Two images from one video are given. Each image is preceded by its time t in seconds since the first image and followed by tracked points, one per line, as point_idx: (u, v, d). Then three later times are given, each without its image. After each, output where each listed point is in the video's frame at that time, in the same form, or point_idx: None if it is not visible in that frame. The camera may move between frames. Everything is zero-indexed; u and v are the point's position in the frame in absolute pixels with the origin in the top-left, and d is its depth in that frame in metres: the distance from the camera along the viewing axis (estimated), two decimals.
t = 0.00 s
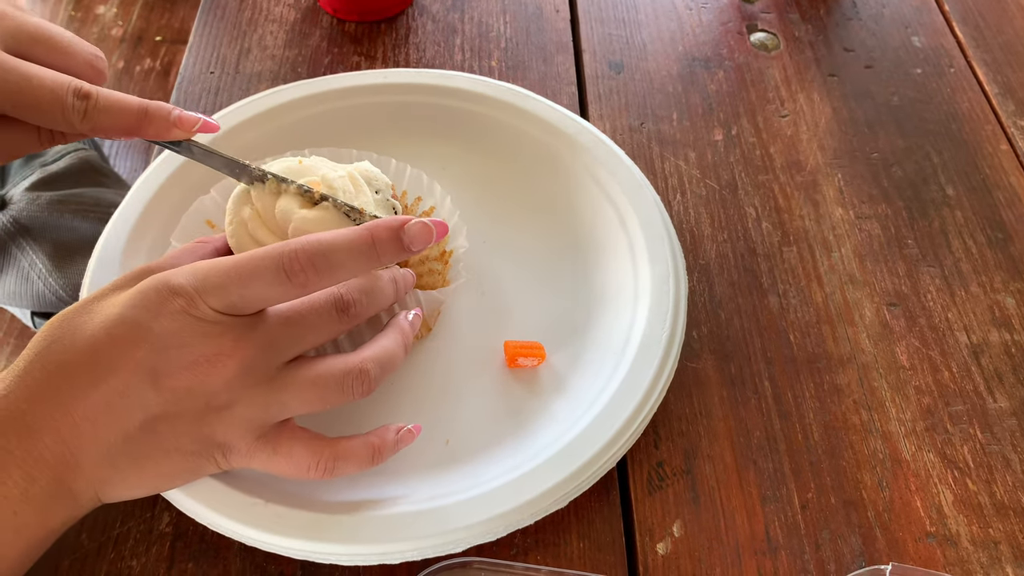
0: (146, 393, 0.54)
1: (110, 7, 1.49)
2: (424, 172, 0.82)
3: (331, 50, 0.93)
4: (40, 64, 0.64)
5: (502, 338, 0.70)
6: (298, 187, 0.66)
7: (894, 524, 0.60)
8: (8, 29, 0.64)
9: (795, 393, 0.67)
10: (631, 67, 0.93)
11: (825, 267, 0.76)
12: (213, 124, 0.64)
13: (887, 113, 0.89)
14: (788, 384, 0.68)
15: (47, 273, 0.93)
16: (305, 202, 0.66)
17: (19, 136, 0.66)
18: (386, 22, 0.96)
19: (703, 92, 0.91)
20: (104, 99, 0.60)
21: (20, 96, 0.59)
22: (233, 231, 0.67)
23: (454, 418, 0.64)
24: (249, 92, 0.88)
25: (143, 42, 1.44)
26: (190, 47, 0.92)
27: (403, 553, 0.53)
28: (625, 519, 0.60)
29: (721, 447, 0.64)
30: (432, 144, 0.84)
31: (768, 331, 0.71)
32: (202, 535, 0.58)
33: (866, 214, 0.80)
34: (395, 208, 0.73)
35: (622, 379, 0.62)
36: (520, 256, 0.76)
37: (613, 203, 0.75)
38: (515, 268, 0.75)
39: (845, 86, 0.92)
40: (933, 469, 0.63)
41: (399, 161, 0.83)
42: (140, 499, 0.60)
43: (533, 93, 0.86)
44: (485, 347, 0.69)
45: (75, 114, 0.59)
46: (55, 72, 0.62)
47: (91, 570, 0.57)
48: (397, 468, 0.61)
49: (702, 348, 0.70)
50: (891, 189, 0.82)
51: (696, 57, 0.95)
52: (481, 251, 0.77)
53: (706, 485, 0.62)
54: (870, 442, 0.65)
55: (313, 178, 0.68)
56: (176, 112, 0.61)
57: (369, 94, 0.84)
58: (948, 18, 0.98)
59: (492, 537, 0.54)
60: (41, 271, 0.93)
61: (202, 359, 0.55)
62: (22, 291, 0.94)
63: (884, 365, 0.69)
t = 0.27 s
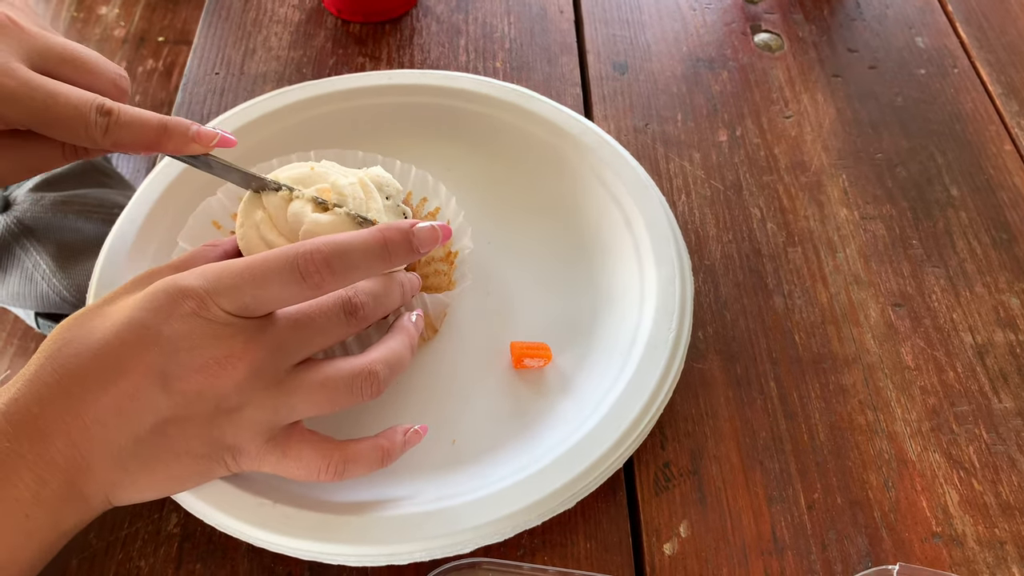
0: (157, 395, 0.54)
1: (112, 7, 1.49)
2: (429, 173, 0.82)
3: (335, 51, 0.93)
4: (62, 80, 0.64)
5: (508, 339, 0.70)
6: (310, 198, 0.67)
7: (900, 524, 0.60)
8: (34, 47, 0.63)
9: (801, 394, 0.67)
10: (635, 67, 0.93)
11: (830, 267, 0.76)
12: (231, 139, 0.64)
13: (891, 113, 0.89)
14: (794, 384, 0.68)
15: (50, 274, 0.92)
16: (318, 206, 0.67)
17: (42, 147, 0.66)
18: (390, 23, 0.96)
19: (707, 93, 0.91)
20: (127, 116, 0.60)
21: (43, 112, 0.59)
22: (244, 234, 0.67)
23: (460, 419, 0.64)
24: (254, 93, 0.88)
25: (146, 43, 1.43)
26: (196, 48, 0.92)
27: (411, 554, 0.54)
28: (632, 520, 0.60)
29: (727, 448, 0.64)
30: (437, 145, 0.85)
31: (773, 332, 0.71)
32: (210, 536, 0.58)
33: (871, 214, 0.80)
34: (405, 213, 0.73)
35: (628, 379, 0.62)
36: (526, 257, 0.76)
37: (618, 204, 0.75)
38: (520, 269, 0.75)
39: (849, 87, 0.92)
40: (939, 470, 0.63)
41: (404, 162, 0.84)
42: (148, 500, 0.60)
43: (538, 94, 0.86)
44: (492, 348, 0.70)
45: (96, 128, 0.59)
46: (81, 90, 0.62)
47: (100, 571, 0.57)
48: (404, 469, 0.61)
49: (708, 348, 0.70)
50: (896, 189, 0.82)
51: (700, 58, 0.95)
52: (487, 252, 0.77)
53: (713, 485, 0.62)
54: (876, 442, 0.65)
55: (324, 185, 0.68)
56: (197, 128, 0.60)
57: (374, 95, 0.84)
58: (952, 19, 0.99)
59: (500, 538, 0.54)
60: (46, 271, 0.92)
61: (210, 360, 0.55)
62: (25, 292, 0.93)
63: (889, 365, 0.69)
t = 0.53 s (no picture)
0: (158, 401, 0.54)
1: (113, 9, 1.48)
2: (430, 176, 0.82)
3: (336, 54, 0.93)
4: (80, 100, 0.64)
5: (509, 343, 0.70)
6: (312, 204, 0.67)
7: (903, 529, 0.60)
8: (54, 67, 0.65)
9: (803, 398, 0.67)
10: (637, 70, 0.93)
11: (832, 271, 0.76)
12: (243, 161, 0.63)
13: (892, 116, 0.89)
14: (796, 388, 0.68)
15: (51, 275, 0.91)
16: (319, 211, 0.67)
17: (56, 165, 0.67)
18: (391, 26, 0.96)
19: (709, 96, 0.91)
20: (141, 134, 0.60)
21: (61, 132, 0.60)
22: (244, 238, 0.67)
23: (462, 423, 0.64)
24: (255, 96, 0.88)
25: (146, 44, 1.43)
26: (196, 50, 0.92)
27: (413, 560, 0.53)
28: (634, 525, 0.60)
29: (729, 453, 0.64)
30: (438, 148, 0.84)
31: (775, 336, 0.71)
32: (211, 541, 0.58)
33: (873, 218, 0.80)
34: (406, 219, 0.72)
35: (630, 384, 0.62)
36: (527, 260, 0.76)
37: (619, 208, 0.75)
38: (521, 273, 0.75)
39: (850, 90, 0.92)
40: (942, 474, 0.63)
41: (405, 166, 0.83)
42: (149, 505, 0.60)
43: (539, 97, 0.86)
44: (493, 352, 0.69)
45: (111, 146, 0.59)
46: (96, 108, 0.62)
47: None
48: (406, 474, 0.61)
49: (710, 353, 0.70)
50: (897, 192, 0.82)
51: (702, 61, 0.95)
52: (488, 255, 0.77)
53: (715, 490, 0.62)
54: (878, 447, 0.65)
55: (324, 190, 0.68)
56: (210, 147, 0.60)
57: (375, 98, 0.83)
58: (953, 22, 0.98)
59: (502, 544, 0.54)
60: (47, 274, 0.91)
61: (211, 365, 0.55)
62: (26, 294, 0.92)
63: (891, 370, 0.69)
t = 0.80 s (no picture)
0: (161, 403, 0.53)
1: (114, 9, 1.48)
2: (433, 176, 0.82)
3: (338, 54, 0.93)
4: (99, 124, 0.67)
5: (512, 345, 0.70)
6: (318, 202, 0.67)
7: (908, 530, 0.60)
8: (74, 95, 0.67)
9: (807, 399, 0.67)
10: (639, 70, 0.92)
11: (835, 271, 0.76)
12: (257, 179, 0.66)
13: (895, 117, 0.89)
14: (800, 390, 0.67)
15: (52, 276, 0.89)
16: (323, 208, 0.67)
17: (70, 180, 0.67)
18: (393, 26, 0.96)
19: (712, 96, 0.91)
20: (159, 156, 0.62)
21: (81, 155, 0.61)
22: (247, 234, 0.66)
23: (465, 425, 0.64)
24: (257, 96, 0.88)
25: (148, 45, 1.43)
26: (198, 50, 0.92)
27: (418, 561, 0.53)
28: (638, 526, 0.60)
29: (734, 454, 0.64)
30: (440, 148, 0.84)
31: (779, 337, 0.71)
32: (214, 542, 0.58)
33: (877, 218, 0.80)
34: (413, 221, 0.72)
35: (634, 385, 0.62)
36: (529, 261, 0.76)
37: (622, 209, 0.75)
38: (524, 274, 0.75)
39: (854, 90, 0.92)
40: (947, 476, 0.63)
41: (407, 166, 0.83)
42: (152, 507, 0.59)
43: (541, 98, 0.86)
44: (496, 353, 0.69)
45: (130, 168, 0.61)
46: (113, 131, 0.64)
47: None
48: (409, 476, 0.60)
49: (714, 354, 0.70)
50: (901, 192, 0.82)
51: (704, 61, 0.95)
52: (491, 256, 0.77)
53: (719, 492, 0.61)
54: (883, 448, 0.64)
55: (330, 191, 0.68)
56: (225, 169, 0.63)
57: (377, 99, 0.83)
58: (956, 21, 0.98)
59: (505, 546, 0.54)
60: (48, 274, 0.89)
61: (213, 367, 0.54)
62: (26, 295, 0.89)
63: (895, 371, 0.69)
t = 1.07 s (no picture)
0: (159, 407, 0.53)
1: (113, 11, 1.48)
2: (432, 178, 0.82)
3: (338, 56, 0.93)
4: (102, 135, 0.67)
5: (512, 347, 0.70)
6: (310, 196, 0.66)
7: (909, 534, 0.60)
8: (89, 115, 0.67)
9: (808, 402, 0.67)
10: (640, 72, 0.92)
11: (836, 274, 0.75)
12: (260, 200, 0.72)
13: (896, 118, 0.89)
14: (801, 392, 0.67)
15: (51, 278, 0.88)
16: (318, 204, 0.66)
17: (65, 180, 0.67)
18: (393, 27, 0.96)
19: (712, 98, 0.91)
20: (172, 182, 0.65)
21: (97, 177, 0.63)
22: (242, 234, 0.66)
23: (464, 428, 0.64)
24: (256, 98, 0.88)
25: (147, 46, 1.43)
26: (198, 52, 0.92)
27: (418, 566, 0.53)
28: (638, 530, 0.60)
29: (734, 457, 0.63)
30: (440, 150, 0.84)
31: (780, 339, 0.71)
32: (214, 546, 0.58)
33: (877, 220, 0.80)
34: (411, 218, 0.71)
35: (634, 388, 0.62)
36: (529, 264, 0.76)
37: (622, 211, 0.75)
38: (524, 276, 0.75)
39: (854, 91, 0.92)
40: (948, 479, 0.63)
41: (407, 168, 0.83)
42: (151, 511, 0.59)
43: (541, 99, 0.86)
44: (496, 356, 0.69)
45: (145, 194, 0.64)
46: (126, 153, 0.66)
47: None
48: (409, 480, 0.60)
49: (714, 356, 0.70)
50: (902, 194, 0.82)
51: (705, 62, 0.94)
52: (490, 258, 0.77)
53: (719, 495, 0.61)
54: (884, 451, 0.64)
55: (326, 187, 0.67)
56: (236, 194, 0.68)
57: (376, 101, 0.83)
58: (957, 23, 0.98)
59: (505, 551, 0.54)
60: (47, 276, 0.88)
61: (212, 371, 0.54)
62: (25, 297, 0.88)
63: (896, 373, 0.69)
